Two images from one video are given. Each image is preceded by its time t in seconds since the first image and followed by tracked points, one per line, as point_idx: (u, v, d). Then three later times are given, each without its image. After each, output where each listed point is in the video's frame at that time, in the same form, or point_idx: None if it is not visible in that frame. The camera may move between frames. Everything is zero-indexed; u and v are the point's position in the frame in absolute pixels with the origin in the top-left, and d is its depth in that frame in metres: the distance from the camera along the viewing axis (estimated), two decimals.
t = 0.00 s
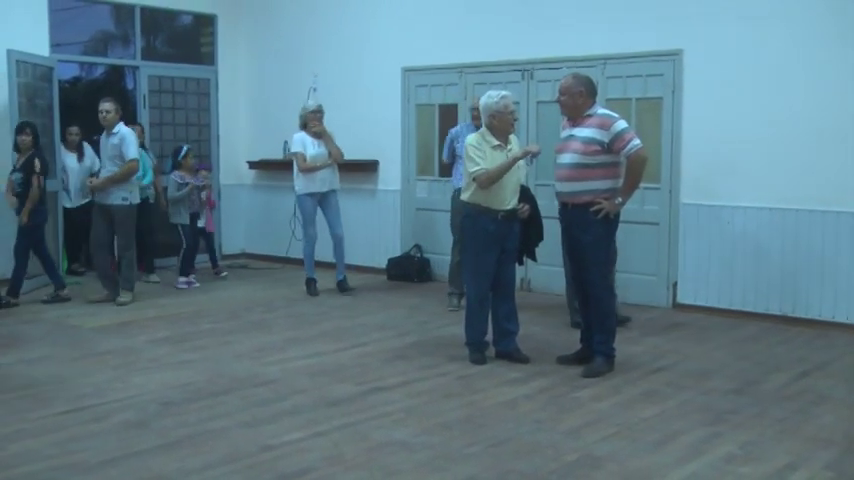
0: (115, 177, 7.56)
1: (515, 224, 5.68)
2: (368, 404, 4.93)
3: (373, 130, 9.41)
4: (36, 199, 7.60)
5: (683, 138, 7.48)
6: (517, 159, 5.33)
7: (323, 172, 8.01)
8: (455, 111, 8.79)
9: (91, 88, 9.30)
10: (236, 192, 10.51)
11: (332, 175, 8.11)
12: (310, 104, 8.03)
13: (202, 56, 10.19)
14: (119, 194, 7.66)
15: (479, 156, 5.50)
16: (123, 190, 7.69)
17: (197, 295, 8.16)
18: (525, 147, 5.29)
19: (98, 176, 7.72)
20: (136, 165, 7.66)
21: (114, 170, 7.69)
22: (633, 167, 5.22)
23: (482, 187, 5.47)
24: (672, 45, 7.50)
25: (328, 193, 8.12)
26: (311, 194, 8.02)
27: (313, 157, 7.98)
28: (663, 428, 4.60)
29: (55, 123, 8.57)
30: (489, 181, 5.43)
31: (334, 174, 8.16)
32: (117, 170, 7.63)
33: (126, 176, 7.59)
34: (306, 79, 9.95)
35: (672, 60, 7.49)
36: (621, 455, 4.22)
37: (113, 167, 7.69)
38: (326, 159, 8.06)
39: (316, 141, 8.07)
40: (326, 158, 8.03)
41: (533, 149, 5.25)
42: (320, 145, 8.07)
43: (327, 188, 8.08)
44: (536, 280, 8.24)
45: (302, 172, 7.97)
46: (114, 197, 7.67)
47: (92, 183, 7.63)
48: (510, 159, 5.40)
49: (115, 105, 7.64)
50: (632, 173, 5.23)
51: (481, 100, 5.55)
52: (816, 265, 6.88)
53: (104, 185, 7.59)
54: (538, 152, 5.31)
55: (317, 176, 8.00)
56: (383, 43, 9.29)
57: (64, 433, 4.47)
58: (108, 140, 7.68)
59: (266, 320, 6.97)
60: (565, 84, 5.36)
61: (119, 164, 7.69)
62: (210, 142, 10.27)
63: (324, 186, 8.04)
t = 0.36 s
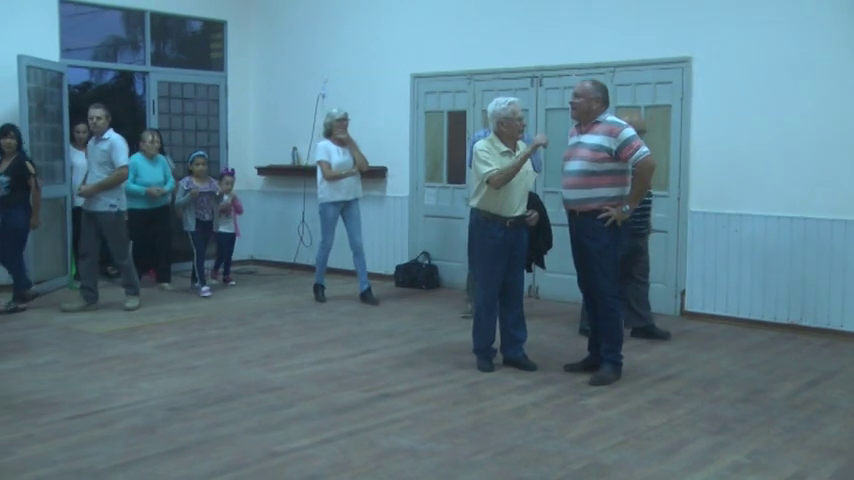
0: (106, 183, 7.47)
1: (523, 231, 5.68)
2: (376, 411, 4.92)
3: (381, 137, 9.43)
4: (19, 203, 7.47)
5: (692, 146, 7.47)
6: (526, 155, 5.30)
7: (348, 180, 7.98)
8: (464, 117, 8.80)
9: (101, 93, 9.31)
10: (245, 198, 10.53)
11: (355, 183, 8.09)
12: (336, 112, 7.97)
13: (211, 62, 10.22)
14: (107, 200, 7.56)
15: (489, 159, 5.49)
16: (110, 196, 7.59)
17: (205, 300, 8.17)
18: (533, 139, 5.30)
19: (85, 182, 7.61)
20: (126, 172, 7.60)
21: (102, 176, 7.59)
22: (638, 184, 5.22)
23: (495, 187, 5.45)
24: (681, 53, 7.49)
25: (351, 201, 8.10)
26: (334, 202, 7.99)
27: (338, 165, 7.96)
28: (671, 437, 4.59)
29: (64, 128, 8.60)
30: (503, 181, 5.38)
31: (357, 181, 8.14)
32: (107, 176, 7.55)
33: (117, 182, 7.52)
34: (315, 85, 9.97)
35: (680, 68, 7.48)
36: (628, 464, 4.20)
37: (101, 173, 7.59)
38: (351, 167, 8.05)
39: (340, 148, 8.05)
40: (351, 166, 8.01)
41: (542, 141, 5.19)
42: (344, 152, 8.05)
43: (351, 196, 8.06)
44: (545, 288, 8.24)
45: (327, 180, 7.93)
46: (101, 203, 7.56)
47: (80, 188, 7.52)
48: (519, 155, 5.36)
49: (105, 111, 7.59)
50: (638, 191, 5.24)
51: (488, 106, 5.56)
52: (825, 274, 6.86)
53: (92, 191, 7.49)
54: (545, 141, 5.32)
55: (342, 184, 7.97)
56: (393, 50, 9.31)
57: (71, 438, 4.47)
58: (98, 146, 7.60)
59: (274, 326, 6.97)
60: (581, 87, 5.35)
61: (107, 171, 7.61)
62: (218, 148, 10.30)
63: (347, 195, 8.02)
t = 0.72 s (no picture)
0: (86, 185, 7.54)
1: (527, 233, 5.69)
2: (378, 414, 4.93)
3: (383, 140, 9.43)
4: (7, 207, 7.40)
5: (693, 148, 7.48)
6: (529, 159, 5.31)
7: (371, 181, 7.85)
8: (466, 120, 8.80)
9: (103, 97, 9.33)
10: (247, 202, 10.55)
11: (377, 183, 7.95)
12: (359, 112, 7.84)
13: (213, 66, 10.23)
14: (86, 203, 7.60)
15: (493, 162, 5.47)
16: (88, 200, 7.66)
17: (208, 303, 8.18)
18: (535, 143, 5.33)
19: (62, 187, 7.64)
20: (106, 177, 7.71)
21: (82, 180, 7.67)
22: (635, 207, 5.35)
23: (500, 191, 5.43)
24: (682, 55, 7.50)
25: (374, 202, 7.96)
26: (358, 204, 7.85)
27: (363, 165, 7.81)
28: (673, 438, 4.59)
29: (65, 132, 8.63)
30: (506, 186, 5.39)
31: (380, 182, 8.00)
32: (87, 179, 7.63)
33: (97, 185, 7.59)
34: (317, 88, 9.98)
35: (682, 70, 7.49)
36: (631, 465, 4.21)
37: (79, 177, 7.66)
38: (374, 168, 7.91)
39: (363, 148, 7.90)
40: (374, 167, 7.87)
41: (543, 144, 5.25)
42: (368, 152, 7.90)
43: (374, 198, 7.93)
44: (547, 290, 8.24)
45: (350, 181, 7.79)
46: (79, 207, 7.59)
47: (59, 192, 7.59)
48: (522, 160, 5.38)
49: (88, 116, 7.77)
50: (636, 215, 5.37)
51: (493, 110, 5.57)
52: (826, 275, 6.86)
53: (71, 194, 7.53)
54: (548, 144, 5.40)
55: (366, 185, 7.83)
56: (395, 53, 9.31)
57: (75, 441, 4.48)
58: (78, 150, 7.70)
59: (276, 329, 6.98)
60: (584, 91, 5.36)
61: (88, 175, 7.70)
62: (220, 151, 10.31)
63: (370, 196, 7.89)
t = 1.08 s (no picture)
0: (54, 192, 7.24)
1: (526, 233, 5.69)
2: (376, 414, 4.93)
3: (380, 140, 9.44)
4: None
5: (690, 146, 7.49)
6: (531, 161, 5.29)
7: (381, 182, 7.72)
8: (462, 119, 8.80)
9: (100, 99, 9.33)
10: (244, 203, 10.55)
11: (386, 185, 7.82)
12: (369, 113, 7.61)
13: (209, 67, 10.23)
14: (52, 209, 7.28)
15: (494, 163, 5.47)
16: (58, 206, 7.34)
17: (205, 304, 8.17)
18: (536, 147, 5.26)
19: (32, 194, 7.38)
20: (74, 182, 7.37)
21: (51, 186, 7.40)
22: (648, 206, 6.08)
23: (500, 192, 5.43)
24: (677, 54, 7.50)
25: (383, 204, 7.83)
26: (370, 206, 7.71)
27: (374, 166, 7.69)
28: (670, 436, 4.59)
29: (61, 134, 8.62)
30: (506, 188, 5.38)
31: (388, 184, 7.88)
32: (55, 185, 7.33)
33: (65, 191, 7.30)
34: (313, 89, 9.99)
35: (677, 68, 7.50)
36: (628, 464, 4.21)
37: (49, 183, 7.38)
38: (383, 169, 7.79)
39: (373, 149, 7.75)
40: (383, 168, 7.75)
41: (546, 145, 5.17)
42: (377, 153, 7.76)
43: (383, 200, 7.79)
44: (545, 289, 8.25)
45: (361, 182, 7.65)
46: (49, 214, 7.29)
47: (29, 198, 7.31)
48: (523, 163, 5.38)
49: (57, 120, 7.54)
50: (652, 212, 6.09)
51: (493, 109, 5.57)
52: (824, 272, 6.86)
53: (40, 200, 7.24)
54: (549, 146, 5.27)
55: (376, 187, 7.69)
56: (391, 53, 9.31)
57: (72, 444, 4.48)
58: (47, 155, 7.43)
59: (274, 330, 6.98)
60: (581, 90, 5.35)
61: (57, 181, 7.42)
62: (216, 152, 10.31)
63: (380, 197, 7.75)
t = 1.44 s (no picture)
0: (16, 189, 7.13)
1: (527, 234, 5.68)
2: (373, 414, 4.93)
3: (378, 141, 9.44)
4: None
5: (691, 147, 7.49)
6: (533, 162, 5.27)
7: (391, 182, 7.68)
8: (460, 120, 8.80)
9: (98, 98, 9.36)
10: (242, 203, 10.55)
11: (397, 186, 7.80)
12: (375, 112, 7.61)
13: (209, 66, 10.23)
14: (21, 208, 7.23)
15: (497, 164, 5.46)
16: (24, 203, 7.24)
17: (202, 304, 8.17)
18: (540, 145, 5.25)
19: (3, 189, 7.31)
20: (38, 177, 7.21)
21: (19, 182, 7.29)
22: (676, 210, 6.06)
23: (502, 193, 5.42)
24: (677, 55, 7.50)
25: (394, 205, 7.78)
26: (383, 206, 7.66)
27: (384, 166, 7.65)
28: (668, 438, 4.59)
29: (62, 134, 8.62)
30: (508, 189, 5.38)
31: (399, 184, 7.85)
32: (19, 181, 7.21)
33: (27, 187, 7.14)
34: (312, 89, 9.98)
35: (676, 69, 7.50)
36: (626, 465, 4.20)
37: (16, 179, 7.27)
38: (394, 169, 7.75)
39: (382, 149, 7.73)
40: (394, 168, 7.71)
41: (550, 148, 5.17)
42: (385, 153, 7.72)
43: (394, 200, 7.75)
44: (543, 289, 8.25)
45: (373, 183, 7.61)
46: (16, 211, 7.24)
47: None
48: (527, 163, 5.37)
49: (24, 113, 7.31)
50: (680, 216, 6.05)
51: (497, 111, 5.56)
52: (824, 274, 6.85)
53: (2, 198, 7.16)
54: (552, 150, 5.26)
55: (387, 187, 7.65)
56: (390, 54, 9.31)
57: (70, 442, 4.48)
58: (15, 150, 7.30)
59: (272, 330, 6.97)
60: (581, 91, 5.34)
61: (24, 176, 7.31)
62: (215, 152, 10.31)
63: (392, 198, 7.71)
